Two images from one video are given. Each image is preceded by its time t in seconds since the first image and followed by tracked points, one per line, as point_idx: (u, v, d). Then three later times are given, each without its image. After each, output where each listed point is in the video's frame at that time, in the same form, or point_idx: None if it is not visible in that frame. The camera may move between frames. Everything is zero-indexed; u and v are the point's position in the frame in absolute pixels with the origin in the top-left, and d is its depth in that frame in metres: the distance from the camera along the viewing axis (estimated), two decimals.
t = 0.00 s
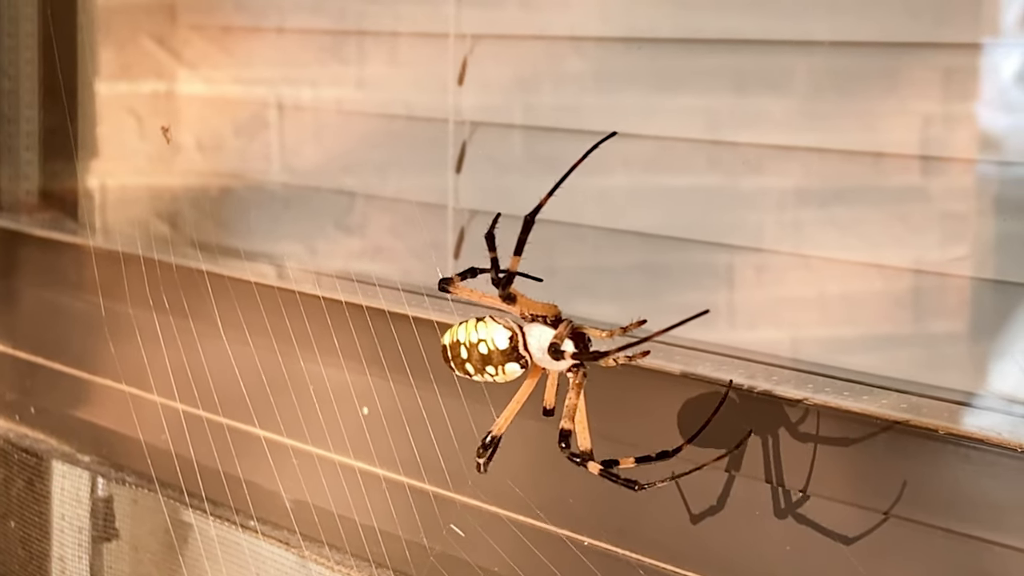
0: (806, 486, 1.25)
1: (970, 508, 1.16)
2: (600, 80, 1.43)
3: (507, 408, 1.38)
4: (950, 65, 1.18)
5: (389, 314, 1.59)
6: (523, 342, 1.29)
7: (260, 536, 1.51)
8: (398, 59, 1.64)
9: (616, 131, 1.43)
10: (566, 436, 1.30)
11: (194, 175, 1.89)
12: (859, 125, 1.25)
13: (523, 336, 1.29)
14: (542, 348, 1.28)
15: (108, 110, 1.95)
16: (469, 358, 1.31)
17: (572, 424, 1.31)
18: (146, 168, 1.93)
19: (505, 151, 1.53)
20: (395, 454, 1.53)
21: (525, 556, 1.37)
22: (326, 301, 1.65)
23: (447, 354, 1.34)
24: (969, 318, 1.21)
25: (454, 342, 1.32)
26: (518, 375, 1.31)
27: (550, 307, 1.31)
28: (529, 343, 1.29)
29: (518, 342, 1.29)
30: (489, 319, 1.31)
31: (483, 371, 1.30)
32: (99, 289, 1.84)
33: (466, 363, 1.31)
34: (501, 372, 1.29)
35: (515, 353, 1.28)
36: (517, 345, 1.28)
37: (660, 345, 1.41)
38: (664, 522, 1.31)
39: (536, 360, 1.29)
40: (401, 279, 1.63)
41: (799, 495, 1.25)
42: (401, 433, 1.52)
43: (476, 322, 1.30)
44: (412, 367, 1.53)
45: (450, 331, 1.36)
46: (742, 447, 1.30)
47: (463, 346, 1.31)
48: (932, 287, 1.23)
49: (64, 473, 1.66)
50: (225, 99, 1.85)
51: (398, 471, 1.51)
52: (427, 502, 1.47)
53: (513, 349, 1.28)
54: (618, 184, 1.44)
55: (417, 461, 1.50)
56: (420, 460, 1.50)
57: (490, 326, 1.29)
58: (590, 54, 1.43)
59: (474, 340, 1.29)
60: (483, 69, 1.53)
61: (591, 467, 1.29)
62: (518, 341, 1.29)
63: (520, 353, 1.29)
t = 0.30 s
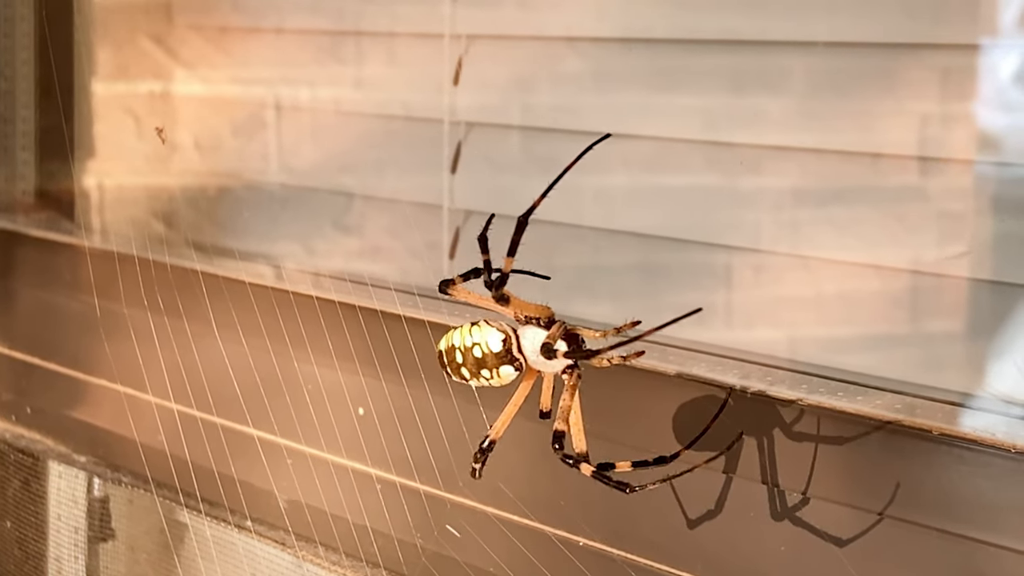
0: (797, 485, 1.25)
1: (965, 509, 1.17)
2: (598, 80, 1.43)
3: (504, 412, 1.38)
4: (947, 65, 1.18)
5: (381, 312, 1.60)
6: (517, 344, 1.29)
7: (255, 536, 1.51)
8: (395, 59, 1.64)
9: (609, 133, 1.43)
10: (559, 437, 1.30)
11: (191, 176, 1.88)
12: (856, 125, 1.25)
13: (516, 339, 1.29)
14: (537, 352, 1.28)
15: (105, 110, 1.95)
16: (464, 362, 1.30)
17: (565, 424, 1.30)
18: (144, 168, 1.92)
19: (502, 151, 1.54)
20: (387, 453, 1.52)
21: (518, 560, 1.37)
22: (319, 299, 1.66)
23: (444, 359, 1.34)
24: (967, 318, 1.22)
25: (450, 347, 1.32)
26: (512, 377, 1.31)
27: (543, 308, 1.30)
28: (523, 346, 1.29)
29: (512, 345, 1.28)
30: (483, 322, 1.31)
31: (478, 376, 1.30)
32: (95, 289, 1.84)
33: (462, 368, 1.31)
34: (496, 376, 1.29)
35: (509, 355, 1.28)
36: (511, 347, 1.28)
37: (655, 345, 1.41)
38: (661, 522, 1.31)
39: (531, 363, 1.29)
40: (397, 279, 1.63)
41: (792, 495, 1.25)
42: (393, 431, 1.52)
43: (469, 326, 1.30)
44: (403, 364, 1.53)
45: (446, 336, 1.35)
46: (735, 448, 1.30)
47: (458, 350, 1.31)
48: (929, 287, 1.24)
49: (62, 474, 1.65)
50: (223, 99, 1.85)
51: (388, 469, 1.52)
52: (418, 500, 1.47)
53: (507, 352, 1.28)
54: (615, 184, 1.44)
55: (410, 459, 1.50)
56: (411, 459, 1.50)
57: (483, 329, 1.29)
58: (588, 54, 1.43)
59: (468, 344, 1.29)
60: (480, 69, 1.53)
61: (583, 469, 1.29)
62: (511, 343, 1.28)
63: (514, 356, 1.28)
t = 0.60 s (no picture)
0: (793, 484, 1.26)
1: (961, 508, 1.17)
2: (595, 79, 1.43)
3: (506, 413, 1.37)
4: (945, 64, 1.18)
5: (380, 314, 1.60)
6: (516, 345, 1.28)
7: (252, 535, 1.50)
8: (393, 59, 1.64)
9: (610, 134, 1.43)
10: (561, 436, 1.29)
11: (188, 175, 1.88)
12: (853, 124, 1.25)
13: (516, 339, 1.28)
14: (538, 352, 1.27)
15: (101, 110, 1.94)
16: (466, 365, 1.30)
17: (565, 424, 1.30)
18: (142, 168, 1.92)
19: (499, 149, 1.54)
20: (384, 454, 1.52)
21: (514, 560, 1.37)
22: (317, 299, 1.66)
23: (446, 363, 1.34)
24: (964, 318, 1.22)
25: (452, 351, 1.32)
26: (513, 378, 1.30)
27: (542, 308, 1.29)
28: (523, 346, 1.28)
29: (511, 345, 1.28)
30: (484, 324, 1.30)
31: (480, 378, 1.29)
32: (91, 288, 1.84)
33: (464, 370, 1.30)
34: (497, 377, 1.28)
35: (509, 356, 1.27)
36: (510, 348, 1.27)
37: (653, 345, 1.42)
38: (657, 523, 1.31)
39: (531, 363, 1.29)
40: (395, 278, 1.64)
41: (789, 495, 1.26)
42: (390, 432, 1.52)
43: (470, 328, 1.29)
44: (400, 364, 1.54)
45: (448, 340, 1.35)
46: (735, 449, 1.30)
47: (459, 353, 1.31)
48: (926, 286, 1.24)
49: (59, 474, 1.64)
50: (220, 99, 1.85)
51: (385, 468, 1.52)
52: (414, 498, 1.47)
53: (506, 352, 1.27)
54: (613, 184, 1.44)
55: (406, 459, 1.50)
56: (409, 459, 1.50)
57: (483, 330, 1.28)
58: (585, 53, 1.43)
59: (469, 346, 1.29)
60: (478, 69, 1.53)
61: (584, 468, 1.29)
62: (511, 344, 1.28)
63: (513, 356, 1.28)
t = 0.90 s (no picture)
0: (789, 484, 1.26)
1: (960, 507, 1.17)
2: (593, 78, 1.43)
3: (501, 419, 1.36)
4: (942, 63, 1.18)
5: (374, 314, 1.62)
6: (507, 349, 1.28)
7: (249, 534, 1.50)
8: (390, 58, 1.63)
9: (601, 136, 1.44)
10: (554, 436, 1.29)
11: (186, 174, 1.88)
12: (851, 124, 1.25)
13: (507, 343, 1.29)
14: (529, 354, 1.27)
15: (100, 110, 1.95)
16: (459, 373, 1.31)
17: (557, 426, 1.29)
18: (141, 168, 1.91)
19: (497, 148, 1.54)
20: (376, 451, 1.53)
21: (507, 560, 1.37)
22: (311, 297, 1.68)
23: (442, 374, 1.35)
24: (961, 317, 1.22)
25: (447, 361, 1.34)
26: (507, 386, 1.30)
27: (531, 309, 1.29)
28: (514, 350, 1.28)
29: (502, 349, 1.28)
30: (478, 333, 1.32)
31: (473, 385, 1.30)
32: (87, 287, 1.84)
33: (457, 378, 1.31)
34: (488, 382, 1.29)
35: (498, 359, 1.28)
36: (500, 351, 1.28)
37: (649, 345, 1.43)
38: (655, 524, 1.31)
39: (524, 367, 1.28)
40: (392, 278, 1.64)
41: (786, 495, 1.26)
42: (383, 432, 1.53)
43: (463, 336, 1.32)
44: (393, 363, 1.54)
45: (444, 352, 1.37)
46: (733, 449, 1.29)
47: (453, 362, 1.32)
48: (924, 285, 1.24)
49: (56, 473, 1.63)
50: (218, 98, 1.85)
51: (377, 466, 1.52)
52: (406, 496, 1.48)
53: (497, 356, 1.28)
54: (610, 183, 1.44)
55: (398, 457, 1.51)
56: (400, 456, 1.51)
57: (476, 337, 1.30)
58: (583, 53, 1.43)
59: (461, 353, 1.31)
60: (475, 68, 1.53)
61: (575, 468, 1.28)
62: (501, 348, 1.28)
63: (504, 360, 1.28)
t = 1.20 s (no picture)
0: (789, 482, 1.26)
1: (962, 506, 1.17)
2: (592, 77, 1.43)
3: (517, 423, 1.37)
4: (942, 62, 1.18)
5: (379, 312, 1.61)
6: (514, 354, 1.29)
7: (252, 535, 1.50)
8: (390, 58, 1.64)
9: (604, 139, 1.43)
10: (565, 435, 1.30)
11: (186, 173, 1.88)
12: (851, 123, 1.25)
13: (514, 349, 1.29)
14: (535, 358, 1.27)
15: (99, 108, 1.94)
16: (467, 385, 1.30)
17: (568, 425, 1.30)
18: (141, 167, 1.92)
19: (497, 147, 1.54)
20: (382, 448, 1.53)
21: (512, 557, 1.36)
22: (317, 298, 1.67)
23: (447, 388, 1.34)
24: (962, 316, 1.22)
25: (452, 374, 1.32)
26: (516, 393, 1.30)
27: (534, 312, 1.30)
28: (520, 355, 1.28)
29: (509, 355, 1.29)
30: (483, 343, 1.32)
31: (482, 395, 1.29)
32: (90, 287, 1.84)
33: (465, 390, 1.30)
34: (498, 389, 1.28)
35: (507, 364, 1.28)
36: (508, 357, 1.28)
37: (649, 343, 1.43)
38: (656, 522, 1.31)
39: (531, 372, 1.29)
40: (394, 275, 1.65)
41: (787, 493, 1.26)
42: (388, 430, 1.53)
43: (468, 347, 1.31)
44: (399, 364, 1.54)
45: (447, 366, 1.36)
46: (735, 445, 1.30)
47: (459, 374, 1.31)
48: (925, 284, 1.24)
49: (57, 472, 1.63)
50: (218, 97, 1.85)
51: (383, 466, 1.52)
52: (411, 495, 1.48)
53: (504, 362, 1.28)
54: (610, 182, 1.44)
55: (404, 457, 1.51)
56: (404, 454, 1.51)
57: (482, 346, 1.30)
58: (582, 52, 1.43)
59: (468, 363, 1.30)
60: (475, 67, 1.53)
61: (591, 466, 1.28)
62: (508, 353, 1.29)
63: (512, 365, 1.28)
